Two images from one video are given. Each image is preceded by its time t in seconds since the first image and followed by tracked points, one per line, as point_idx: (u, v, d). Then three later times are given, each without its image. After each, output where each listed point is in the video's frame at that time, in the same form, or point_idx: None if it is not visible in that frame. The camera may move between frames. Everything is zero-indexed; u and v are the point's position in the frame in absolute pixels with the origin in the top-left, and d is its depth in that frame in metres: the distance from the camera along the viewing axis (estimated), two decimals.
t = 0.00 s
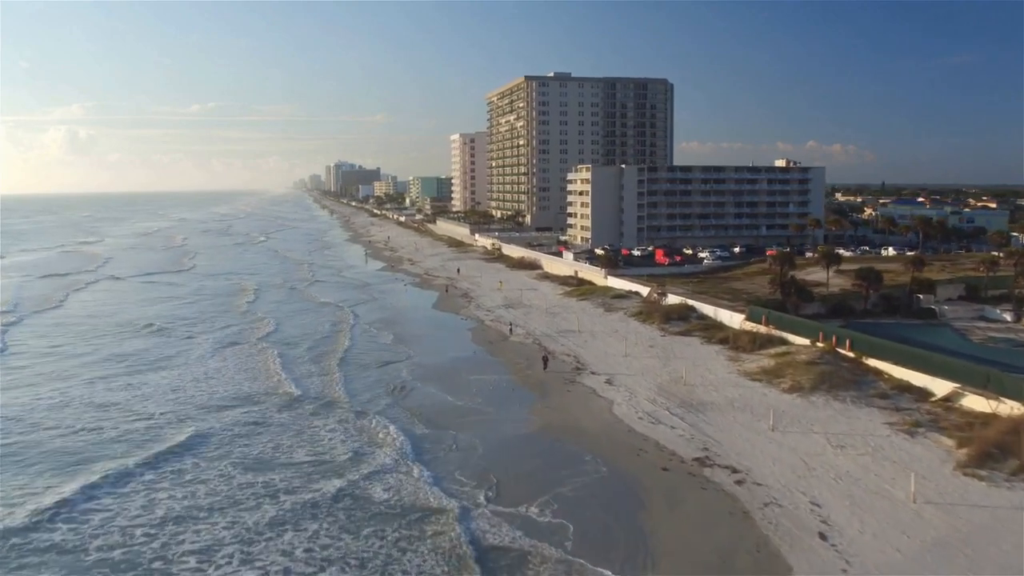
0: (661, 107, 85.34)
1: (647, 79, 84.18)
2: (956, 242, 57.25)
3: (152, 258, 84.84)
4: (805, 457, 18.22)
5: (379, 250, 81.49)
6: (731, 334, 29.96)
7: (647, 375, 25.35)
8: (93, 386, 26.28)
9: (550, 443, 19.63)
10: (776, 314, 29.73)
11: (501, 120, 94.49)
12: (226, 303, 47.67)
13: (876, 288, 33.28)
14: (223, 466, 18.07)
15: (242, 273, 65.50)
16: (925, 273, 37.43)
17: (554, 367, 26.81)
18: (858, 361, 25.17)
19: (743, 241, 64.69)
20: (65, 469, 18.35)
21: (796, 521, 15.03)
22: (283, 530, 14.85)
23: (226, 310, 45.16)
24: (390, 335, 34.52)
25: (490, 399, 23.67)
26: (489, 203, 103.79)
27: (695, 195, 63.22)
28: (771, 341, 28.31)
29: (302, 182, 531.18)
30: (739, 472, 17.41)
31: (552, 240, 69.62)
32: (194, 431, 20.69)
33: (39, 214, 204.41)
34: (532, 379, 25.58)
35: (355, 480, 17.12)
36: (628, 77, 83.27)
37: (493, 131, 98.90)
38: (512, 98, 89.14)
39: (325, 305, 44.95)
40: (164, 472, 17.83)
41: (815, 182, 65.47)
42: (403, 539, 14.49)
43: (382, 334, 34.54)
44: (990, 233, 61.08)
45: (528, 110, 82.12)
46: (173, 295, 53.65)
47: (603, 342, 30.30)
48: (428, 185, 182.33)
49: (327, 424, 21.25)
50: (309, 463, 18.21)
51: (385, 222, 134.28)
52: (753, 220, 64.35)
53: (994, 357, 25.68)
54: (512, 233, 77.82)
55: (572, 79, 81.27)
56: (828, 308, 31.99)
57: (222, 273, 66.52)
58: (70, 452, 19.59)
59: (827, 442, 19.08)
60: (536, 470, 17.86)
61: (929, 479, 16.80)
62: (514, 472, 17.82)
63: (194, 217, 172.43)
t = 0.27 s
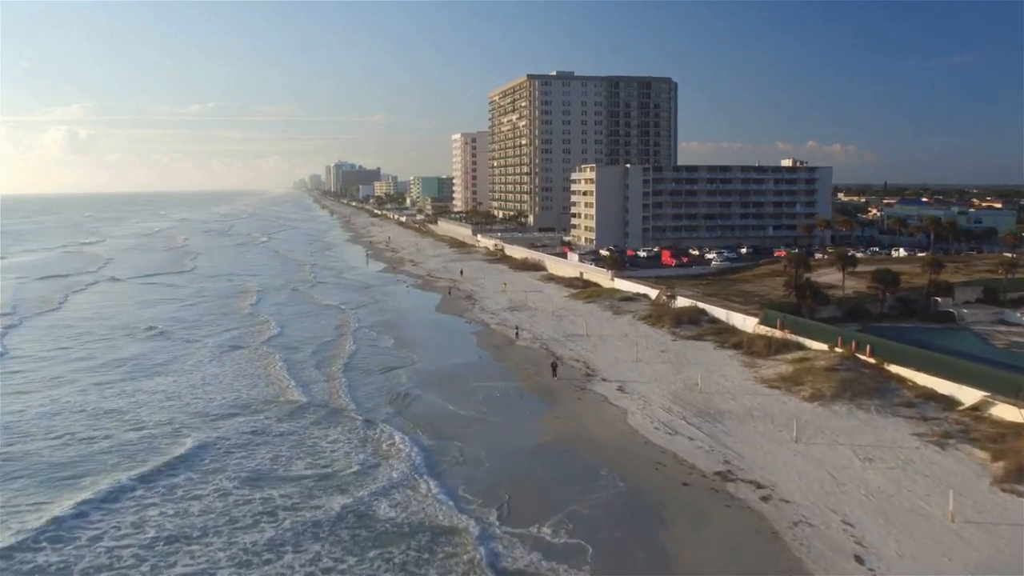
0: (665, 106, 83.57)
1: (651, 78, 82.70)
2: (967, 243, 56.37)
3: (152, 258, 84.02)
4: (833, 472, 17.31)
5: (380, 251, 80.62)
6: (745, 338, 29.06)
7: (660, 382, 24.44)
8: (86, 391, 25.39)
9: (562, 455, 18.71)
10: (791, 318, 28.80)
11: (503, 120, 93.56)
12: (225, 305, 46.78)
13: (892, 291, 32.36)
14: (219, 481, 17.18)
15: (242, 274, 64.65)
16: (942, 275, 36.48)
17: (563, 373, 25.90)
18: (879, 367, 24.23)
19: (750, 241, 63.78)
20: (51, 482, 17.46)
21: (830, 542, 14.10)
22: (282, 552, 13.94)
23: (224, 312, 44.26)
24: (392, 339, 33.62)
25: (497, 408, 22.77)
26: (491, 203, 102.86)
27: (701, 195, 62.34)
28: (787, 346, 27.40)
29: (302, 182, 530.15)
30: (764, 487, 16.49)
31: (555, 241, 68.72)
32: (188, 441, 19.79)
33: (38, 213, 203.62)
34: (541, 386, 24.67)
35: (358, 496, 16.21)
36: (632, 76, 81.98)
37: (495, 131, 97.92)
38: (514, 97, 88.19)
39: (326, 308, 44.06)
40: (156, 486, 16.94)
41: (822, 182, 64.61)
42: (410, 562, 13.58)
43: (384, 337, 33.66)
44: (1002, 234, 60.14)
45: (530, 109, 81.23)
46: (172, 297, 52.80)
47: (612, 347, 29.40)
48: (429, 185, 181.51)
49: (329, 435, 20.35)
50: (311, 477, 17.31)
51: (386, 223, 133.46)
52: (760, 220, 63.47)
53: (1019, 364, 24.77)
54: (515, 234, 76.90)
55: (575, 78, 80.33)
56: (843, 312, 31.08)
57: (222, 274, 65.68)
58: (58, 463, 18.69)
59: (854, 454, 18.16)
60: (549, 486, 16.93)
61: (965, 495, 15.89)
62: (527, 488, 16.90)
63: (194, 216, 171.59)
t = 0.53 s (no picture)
0: (670, 105, 81.57)
1: (656, 77, 80.66)
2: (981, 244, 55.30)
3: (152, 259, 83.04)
4: (869, 490, 16.21)
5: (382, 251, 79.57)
6: (762, 343, 28.01)
7: (677, 390, 23.39)
8: (78, 399, 24.38)
9: (579, 471, 17.64)
10: (810, 322, 27.71)
11: (506, 118, 92.50)
12: (225, 308, 45.75)
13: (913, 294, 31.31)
14: (213, 500, 16.08)
15: (242, 276, 63.61)
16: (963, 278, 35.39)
17: (575, 381, 24.84)
18: (906, 374, 23.14)
19: (758, 242, 62.68)
20: (33, 501, 16.40)
21: (874, 569, 13.05)
22: None
23: (224, 315, 43.21)
24: (395, 344, 32.52)
25: (507, 418, 21.67)
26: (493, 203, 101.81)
27: (708, 195, 61.29)
28: (807, 351, 26.35)
29: (302, 183, 528.46)
30: (797, 507, 15.42)
31: (559, 241, 67.66)
32: (180, 456, 18.71)
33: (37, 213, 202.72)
34: (553, 394, 23.61)
35: (361, 518, 15.11)
36: (636, 75, 80.48)
37: (497, 130, 96.77)
38: (517, 95, 87.08)
39: (327, 310, 43.04)
40: (144, 505, 15.87)
41: (831, 182, 63.57)
42: None
43: (388, 342, 32.63)
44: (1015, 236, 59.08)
45: (534, 108, 80.19)
46: (171, 299, 51.78)
47: (624, 352, 28.35)
48: (430, 185, 180.38)
49: (332, 447, 19.29)
50: (313, 495, 16.25)
51: (387, 223, 132.47)
52: (768, 221, 62.41)
53: None
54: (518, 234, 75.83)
55: (579, 76, 79.18)
56: (862, 316, 30.05)
57: (222, 275, 64.64)
58: (40, 478, 17.63)
59: (889, 469, 17.11)
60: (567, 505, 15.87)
61: (1013, 516, 14.83)
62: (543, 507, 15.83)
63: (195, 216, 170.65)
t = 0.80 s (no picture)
0: (675, 103, 81.89)
1: (661, 75, 80.81)
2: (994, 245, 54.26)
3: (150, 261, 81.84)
4: (910, 512, 15.16)
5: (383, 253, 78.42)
6: (781, 349, 26.91)
7: (696, 399, 22.30)
8: (70, 409, 23.24)
9: (600, 490, 16.55)
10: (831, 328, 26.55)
11: (508, 118, 91.52)
12: (223, 311, 44.58)
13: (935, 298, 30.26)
14: (207, 521, 15.06)
15: (241, 278, 62.46)
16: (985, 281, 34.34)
17: (589, 390, 23.75)
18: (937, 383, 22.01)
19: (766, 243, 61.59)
20: (15, 521, 15.39)
21: None
22: None
23: (223, 318, 42.07)
24: (400, 349, 31.47)
25: (518, 430, 20.65)
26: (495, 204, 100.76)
27: (715, 194, 60.18)
28: (830, 358, 25.26)
29: (302, 183, 527.56)
30: (838, 531, 14.34)
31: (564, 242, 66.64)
32: (173, 471, 17.69)
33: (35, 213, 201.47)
34: (567, 404, 22.52)
35: (366, 543, 14.08)
36: (641, 73, 79.74)
37: (499, 129, 95.82)
38: (520, 94, 86.10)
39: (329, 314, 41.90)
40: (133, 527, 14.87)
41: (840, 182, 62.42)
42: None
43: (391, 347, 31.51)
44: None
45: (537, 107, 79.23)
46: (169, 301, 50.62)
47: (638, 359, 27.26)
48: (430, 185, 179.27)
49: (336, 463, 18.19)
50: (317, 518, 15.14)
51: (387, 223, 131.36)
52: (776, 221, 61.33)
53: None
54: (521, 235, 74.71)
55: (583, 74, 78.09)
56: (884, 320, 29.00)
57: (220, 277, 63.45)
58: (24, 495, 16.62)
59: (931, 489, 16.04)
60: (591, 529, 14.77)
61: None
62: (562, 531, 14.79)
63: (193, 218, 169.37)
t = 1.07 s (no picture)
0: (680, 102, 80.41)
1: (666, 74, 79.75)
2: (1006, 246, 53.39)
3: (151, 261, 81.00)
4: (948, 531, 14.26)
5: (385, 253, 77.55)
6: (798, 355, 26.00)
7: (714, 408, 21.40)
8: (63, 418, 22.37)
9: (616, 507, 15.65)
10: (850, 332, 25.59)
11: (511, 117, 90.59)
12: (223, 313, 43.71)
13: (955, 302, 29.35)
14: (200, 542, 14.18)
15: (241, 279, 61.58)
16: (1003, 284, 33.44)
17: (601, 398, 22.84)
18: (963, 391, 21.04)
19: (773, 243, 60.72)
20: None
21: None
22: None
23: (223, 321, 41.19)
24: (404, 354, 30.57)
25: (529, 441, 19.78)
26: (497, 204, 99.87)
27: (722, 195, 59.28)
28: (849, 364, 24.35)
29: (301, 183, 526.18)
30: (873, 553, 13.44)
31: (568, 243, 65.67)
32: (166, 486, 16.82)
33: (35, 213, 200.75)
34: (578, 413, 21.63)
35: (371, 566, 13.22)
36: (645, 72, 78.86)
37: (501, 129, 94.89)
38: (523, 93, 85.14)
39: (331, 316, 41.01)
40: (124, 548, 13.99)
41: (848, 181, 61.52)
42: None
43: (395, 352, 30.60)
44: None
45: (540, 106, 78.30)
46: (168, 303, 49.76)
47: (650, 365, 26.35)
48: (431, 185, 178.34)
49: (338, 476, 17.30)
50: (318, 539, 14.24)
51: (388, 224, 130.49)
52: (783, 222, 60.44)
53: None
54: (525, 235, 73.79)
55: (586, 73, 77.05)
56: (902, 324, 28.10)
57: (221, 278, 62.56)
58: (11, 512, 15.75)
59: (968, 506, 15.14)
60: (608, 551, 13.88)
61: None
62: (579, 552, 13.93)
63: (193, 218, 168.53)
